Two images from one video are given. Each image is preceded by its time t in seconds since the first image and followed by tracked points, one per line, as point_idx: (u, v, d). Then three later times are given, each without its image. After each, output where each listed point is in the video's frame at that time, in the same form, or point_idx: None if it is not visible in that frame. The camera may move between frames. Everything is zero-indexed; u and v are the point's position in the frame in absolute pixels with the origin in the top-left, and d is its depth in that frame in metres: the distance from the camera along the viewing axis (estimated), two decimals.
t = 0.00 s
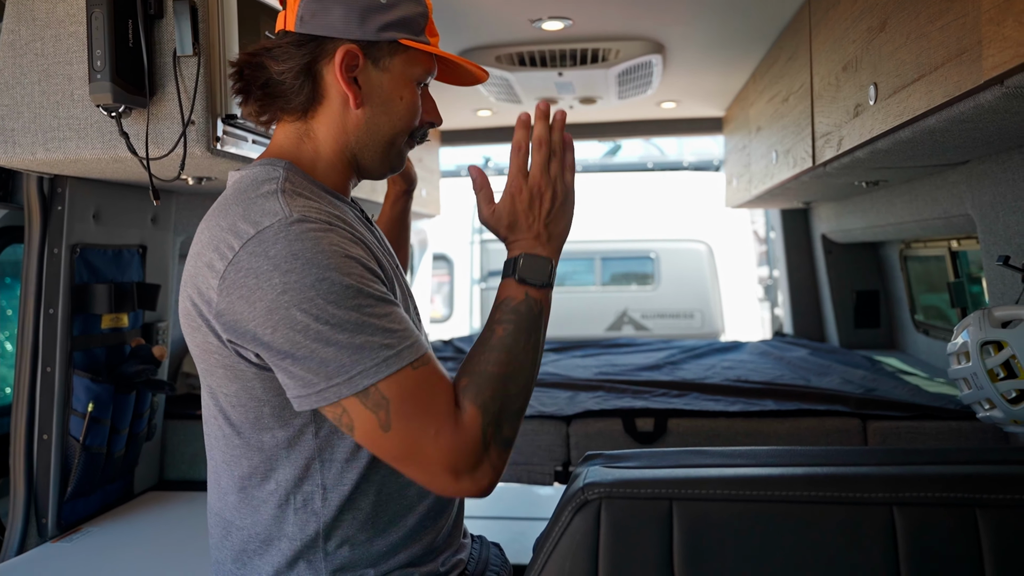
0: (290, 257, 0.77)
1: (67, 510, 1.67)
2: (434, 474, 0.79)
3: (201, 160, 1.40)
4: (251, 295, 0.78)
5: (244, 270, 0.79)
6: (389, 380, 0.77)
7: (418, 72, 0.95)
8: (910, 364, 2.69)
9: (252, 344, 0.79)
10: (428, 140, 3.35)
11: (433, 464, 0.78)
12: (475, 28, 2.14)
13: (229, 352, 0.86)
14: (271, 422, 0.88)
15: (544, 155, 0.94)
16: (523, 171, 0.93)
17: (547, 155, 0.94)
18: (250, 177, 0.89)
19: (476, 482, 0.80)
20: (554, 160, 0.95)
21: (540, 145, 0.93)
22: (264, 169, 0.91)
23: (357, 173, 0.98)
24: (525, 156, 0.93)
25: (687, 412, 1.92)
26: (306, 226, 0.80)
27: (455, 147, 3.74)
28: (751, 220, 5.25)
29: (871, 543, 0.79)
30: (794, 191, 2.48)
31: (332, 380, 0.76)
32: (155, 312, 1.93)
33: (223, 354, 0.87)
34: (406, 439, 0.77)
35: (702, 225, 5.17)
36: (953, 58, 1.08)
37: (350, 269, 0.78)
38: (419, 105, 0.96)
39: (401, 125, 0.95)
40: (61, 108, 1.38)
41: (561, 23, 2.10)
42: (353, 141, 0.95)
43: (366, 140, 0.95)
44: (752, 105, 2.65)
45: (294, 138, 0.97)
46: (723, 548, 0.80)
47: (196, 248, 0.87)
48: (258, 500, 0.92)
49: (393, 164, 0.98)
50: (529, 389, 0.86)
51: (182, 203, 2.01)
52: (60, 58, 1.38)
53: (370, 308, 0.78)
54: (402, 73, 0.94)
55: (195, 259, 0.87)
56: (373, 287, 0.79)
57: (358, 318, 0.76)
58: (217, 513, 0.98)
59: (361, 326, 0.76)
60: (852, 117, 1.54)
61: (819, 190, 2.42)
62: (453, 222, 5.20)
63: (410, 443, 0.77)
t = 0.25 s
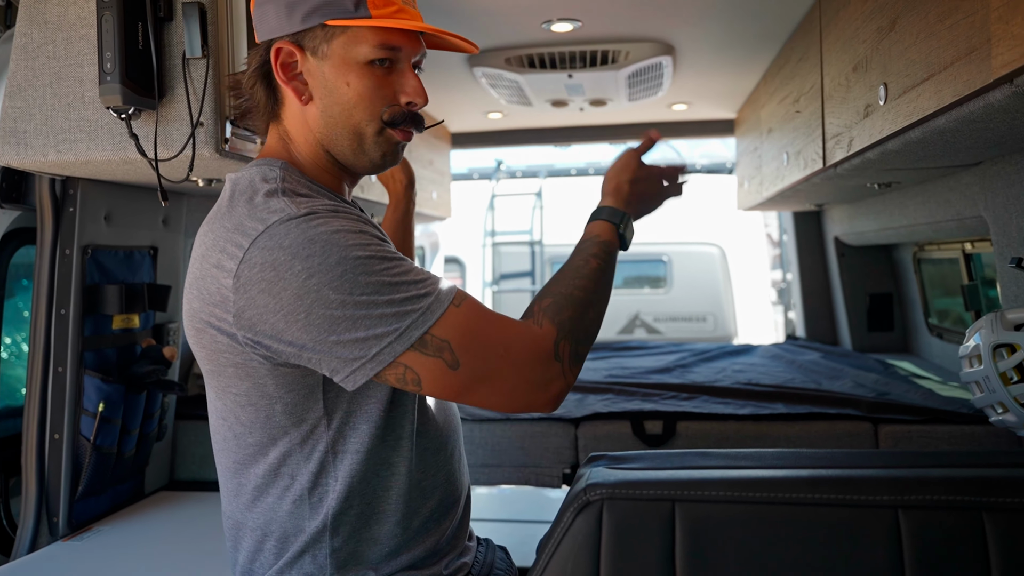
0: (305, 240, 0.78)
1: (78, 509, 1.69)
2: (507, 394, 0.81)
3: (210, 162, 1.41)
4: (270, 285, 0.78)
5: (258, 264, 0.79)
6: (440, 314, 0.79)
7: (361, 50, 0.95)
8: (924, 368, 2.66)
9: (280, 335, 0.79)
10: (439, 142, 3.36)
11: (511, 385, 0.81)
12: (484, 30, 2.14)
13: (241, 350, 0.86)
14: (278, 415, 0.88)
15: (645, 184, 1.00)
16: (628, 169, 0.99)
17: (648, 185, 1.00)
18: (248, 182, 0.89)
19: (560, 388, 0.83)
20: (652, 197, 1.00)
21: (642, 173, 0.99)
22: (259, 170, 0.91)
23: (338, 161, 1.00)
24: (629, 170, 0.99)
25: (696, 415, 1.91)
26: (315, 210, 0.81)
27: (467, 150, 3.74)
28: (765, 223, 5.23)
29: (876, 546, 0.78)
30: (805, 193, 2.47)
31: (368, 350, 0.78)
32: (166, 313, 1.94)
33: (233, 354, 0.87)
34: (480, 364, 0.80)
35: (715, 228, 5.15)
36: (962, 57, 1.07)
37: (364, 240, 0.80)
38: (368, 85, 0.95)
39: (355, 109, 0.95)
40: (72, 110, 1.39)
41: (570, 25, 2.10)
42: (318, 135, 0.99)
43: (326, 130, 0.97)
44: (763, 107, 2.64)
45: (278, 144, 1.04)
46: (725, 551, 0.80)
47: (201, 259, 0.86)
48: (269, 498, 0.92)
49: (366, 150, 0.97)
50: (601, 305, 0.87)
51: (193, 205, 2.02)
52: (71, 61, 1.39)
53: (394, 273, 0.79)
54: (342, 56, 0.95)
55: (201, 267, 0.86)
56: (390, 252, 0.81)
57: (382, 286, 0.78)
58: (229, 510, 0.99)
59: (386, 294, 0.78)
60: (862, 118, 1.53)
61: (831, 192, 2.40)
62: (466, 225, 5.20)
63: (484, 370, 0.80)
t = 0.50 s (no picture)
0: (298, 255, 0.78)
1: (93, 518, 1.70)
2: (461, 449, 0.77)
3: (224, 174, 1.42)
4: (262, 296, 0.79)
5: (254, 273, 0.80)
6: (422, 355, 0.76)
7: (355, 62, 0.94)
8: (946, 382, 2.62)
9: (263, 346, 0.79)
10: (456, 154, 3.37)
11: (470, 441, 0.77)
12: (499, 43, 2.15)
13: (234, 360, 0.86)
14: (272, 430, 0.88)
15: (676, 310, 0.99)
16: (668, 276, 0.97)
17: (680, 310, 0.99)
18: (260, 187, 0.90)
19: (518, 459, 0.79)
20: (678, 326, 1.00)
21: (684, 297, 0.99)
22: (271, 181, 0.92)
23: (343, 173, 1.00)
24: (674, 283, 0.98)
25: (711, 429, 1.89)
26: (316, 226, 0.81)
27: (484, 162, 3.75)
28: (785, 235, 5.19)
29: (884, 565, 0.77)
30: (823, 205, 2.44)
31: (344, 375, 0.76)
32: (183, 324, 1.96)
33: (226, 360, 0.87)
34: (448, 408, 0.77)
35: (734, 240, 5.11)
36: (977, 68, 1.06)
37: (361, 267, 0.79)
38: (363, 96, 0.94)
39: (352, 122, 0.95)
40: (90, 123, 1.41)
41: (585, 37, 2.11)
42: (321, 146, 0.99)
43: (327, 142, 0.98)
44: (780, 118, 2.62)
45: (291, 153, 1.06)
46: (730, 568, 0.79)
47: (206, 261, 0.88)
48: (264, 511, 0.92)
49: (367, 161, 0.96)
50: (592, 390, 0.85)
51: (210, 216, 2.05)
52: (89, 75, 1.42)
53: (380, 306, 0.77)
54: (337, 68, 0.95)
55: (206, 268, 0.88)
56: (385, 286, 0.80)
57: (367, 314, 0.76)
58: (229, 521, 0.99)
59: (371, 321, 0.76)
60: (878, 129, 1.52)
61: (849, 204, 2.38)
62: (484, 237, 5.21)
63: (449, 416, 0.77)
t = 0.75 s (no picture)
0: (259, 275, 0.72)
1: (95, 529, 1.70)
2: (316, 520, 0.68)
3: (224, 186, 1.43)
4: (218, 313, 0.73)
5: (220, 285, 0.75)
6: (336, 415, 0.68)
7: (392, 89, 0.92)
8: (956, 395, 2.59)
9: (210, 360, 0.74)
10: (463, 165, 3.38)
11: (329, 518, 0.67)
12: (503, 54, 2.15)
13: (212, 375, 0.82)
14: (246, 448, 0.85)
15: (660, 371, 0.75)
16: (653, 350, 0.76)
17: (666, 371, 0.75)
18: (262, 203, 0.89)
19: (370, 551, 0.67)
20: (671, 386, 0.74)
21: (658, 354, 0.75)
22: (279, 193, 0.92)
23: (358, 194, 0.99)
24: (631, 345, 0.76)
25: (715, 442, 1.88)
26: (290, 246, 0.76)
27: (491, 172, 3.76)
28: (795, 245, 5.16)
29: None
30: (830, 216, 2.43)
31: (272, 414, 0.68)
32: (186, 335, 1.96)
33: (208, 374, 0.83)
34: (317, 475, 0.67)
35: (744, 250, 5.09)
36: (977, 80, 1.05)
37: (325, 300, 0.72)
38: (395, 123, 0.92)
39: (380, 147, 0.93)
40: (92, 136, 1.42)
41: (588, 49, 2.11)
42: (341, 166, 0.97)
43: (350, 164, 0.96)
44: (787, 128, 2.61)
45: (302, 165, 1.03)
46: None
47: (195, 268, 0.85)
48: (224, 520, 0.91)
49: (386, 184, 0.96)
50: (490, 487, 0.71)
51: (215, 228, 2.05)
52: (92, 89, 1.43)
53: (330, 349, 0.69)
54: (372, 92, 0.92)
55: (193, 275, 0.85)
56: (344, 329, 0.72)
57: (313, 353, 0.69)
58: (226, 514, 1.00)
59: (314, 362, 0.68)
60: (880, 140, 1.51)
61: (855, 215, 2.36)
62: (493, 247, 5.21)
63: (316, 483, 0.67)
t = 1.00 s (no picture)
0: (215, 301, 0.82)
1: (98, 540, 1.70)
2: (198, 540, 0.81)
3: (226, 198, 1.43)
4: (185, 326, 0.85)
5: (194, 298, 0.87)
6: (234, 452, 0.79)
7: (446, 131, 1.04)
8: (968, 407, 2.55)
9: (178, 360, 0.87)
10: (471, 175, 3.38)
11: (202, 547, 0.80)
12: (508, 65, 2.15)
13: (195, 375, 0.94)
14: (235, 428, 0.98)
15: (587, 490, 0.86)
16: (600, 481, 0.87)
17: (593, 492, 0.86)
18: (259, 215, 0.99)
19: None
20: (593, 504, 0.84)
21: (591, 475, 0.88)
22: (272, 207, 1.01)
23: (372, 215, 1.07)
24: (573, 466, 0.90)
25: (722, 455, 1.86)
26: (251, 274, 0.85)
27: (500, 182, 3.75)
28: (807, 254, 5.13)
29: None
30: (839, 226, 2.41)
31: (197, 429, 0.80)
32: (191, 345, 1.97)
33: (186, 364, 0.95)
34: (199, 510, 0.79)
35: (755, 259, 5.06)
36: (981, 89, 1.03)
37: (268, 334, 0.82)
38: (440, 163, 1.05)
39: (419, 180, 1.05)
40: (96, 149, 1.43)
41: (593, 59, 2.10)
42: (369, 189, 1.04)
43: (383, 189, 1.04)
44: (795, 137, 2.59)
45: (314, 179, 1.07)
46: None
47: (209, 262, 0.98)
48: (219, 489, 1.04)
49: (405, 213, 1.08)
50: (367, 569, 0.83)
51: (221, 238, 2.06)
52: (96, 101, 1.44)
53: (254, 385, 0.80)
54: (427, 131, 1.03)
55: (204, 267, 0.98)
56: (281, 364, 0.82)
57: (240, 385, 0.80)
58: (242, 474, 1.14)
59: (238, 394, 0.79)
60: (887, 150, 1.49)
61: (864, 224, 2.33)
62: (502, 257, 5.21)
63: (198, 518, 0.80)
